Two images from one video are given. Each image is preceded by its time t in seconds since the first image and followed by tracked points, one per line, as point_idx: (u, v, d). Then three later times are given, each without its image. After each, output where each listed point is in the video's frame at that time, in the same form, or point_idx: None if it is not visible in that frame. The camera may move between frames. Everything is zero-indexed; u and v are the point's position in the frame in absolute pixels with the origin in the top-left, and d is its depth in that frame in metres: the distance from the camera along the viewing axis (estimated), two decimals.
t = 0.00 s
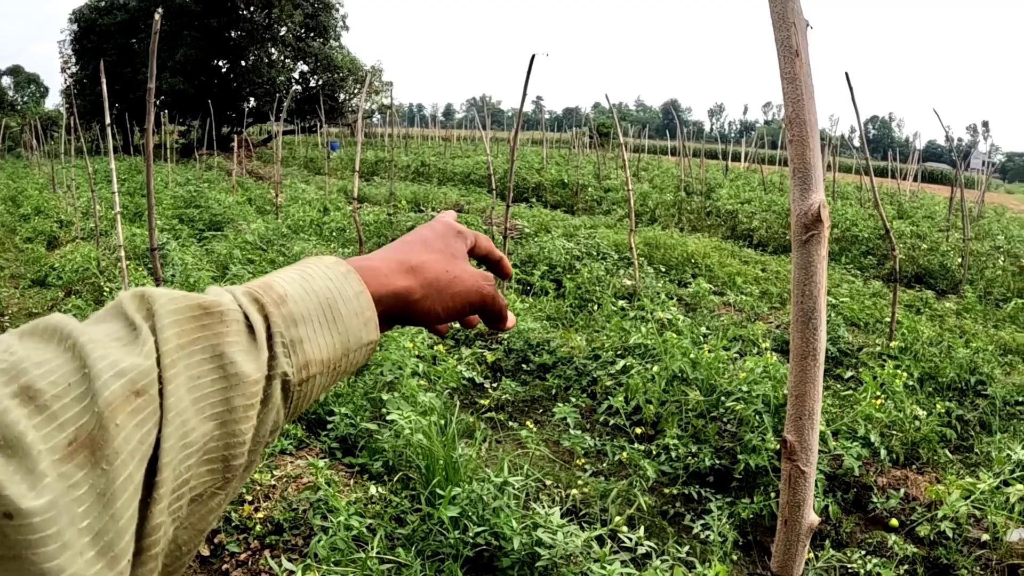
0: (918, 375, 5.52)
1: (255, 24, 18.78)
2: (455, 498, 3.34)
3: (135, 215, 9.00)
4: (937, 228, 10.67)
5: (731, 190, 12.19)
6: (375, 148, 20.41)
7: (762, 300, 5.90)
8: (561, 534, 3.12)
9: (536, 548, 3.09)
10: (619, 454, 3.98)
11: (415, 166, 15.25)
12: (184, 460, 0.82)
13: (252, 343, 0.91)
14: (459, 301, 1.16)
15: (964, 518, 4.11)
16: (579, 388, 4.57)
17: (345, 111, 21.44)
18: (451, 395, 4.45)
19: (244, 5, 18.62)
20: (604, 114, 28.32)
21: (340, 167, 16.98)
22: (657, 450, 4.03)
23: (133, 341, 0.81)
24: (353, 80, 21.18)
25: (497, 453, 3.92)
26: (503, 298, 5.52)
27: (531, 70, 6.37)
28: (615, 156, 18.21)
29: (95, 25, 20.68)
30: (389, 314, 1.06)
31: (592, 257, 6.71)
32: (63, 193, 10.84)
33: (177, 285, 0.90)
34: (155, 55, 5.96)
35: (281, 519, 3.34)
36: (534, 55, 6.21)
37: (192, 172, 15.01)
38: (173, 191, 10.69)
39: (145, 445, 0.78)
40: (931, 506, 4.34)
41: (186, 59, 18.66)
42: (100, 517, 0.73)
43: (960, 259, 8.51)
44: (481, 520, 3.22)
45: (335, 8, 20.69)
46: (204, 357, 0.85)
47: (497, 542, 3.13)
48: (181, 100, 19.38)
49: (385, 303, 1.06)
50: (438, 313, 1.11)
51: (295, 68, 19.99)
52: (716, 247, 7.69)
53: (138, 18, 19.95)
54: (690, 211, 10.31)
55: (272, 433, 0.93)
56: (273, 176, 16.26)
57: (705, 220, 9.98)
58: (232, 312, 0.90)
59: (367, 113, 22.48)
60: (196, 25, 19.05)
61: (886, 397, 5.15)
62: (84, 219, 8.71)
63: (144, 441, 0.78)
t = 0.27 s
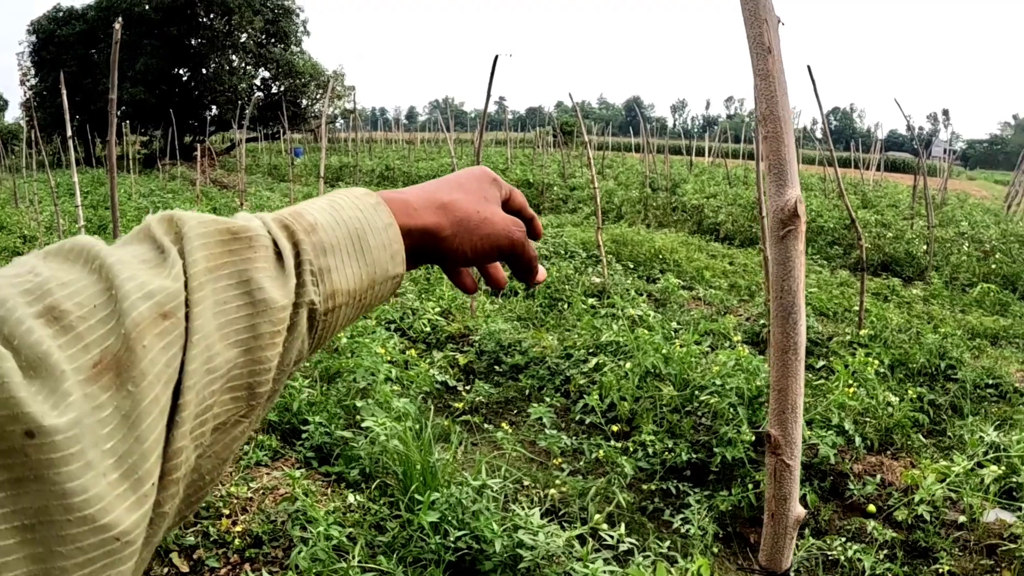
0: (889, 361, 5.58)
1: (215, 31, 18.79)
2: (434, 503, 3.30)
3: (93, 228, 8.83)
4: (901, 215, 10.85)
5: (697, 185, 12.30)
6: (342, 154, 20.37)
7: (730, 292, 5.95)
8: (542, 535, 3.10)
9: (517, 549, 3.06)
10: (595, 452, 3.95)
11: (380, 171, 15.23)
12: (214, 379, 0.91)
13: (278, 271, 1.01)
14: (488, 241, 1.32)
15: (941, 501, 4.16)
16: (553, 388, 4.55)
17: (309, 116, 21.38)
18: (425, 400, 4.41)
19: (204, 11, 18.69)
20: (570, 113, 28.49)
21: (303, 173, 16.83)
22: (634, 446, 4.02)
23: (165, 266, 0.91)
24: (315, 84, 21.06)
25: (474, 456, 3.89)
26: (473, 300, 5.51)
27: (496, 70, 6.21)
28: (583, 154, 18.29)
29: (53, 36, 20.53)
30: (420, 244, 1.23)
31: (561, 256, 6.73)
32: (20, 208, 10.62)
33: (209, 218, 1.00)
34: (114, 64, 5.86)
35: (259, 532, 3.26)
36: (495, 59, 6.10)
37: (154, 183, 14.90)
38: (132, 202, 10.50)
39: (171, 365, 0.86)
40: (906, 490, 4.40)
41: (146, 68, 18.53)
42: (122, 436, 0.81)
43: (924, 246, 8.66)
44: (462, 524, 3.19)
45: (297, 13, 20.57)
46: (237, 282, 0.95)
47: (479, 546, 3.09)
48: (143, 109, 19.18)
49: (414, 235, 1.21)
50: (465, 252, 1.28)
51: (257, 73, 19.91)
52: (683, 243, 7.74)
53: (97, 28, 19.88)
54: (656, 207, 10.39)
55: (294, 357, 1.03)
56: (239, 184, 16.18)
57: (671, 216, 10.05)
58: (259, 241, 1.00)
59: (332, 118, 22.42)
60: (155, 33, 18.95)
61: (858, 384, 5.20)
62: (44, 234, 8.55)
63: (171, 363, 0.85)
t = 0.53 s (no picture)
0: (866, 351, 5.59)
1: (182, 38, 18.63)
2: (421, 507, 3.25)
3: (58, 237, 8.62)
4: (872, 207, 10.97)
5: (669, 182, 12.35)
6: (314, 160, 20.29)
7: (706, 288, 5.95)
8: (531, 535, 3.10)
9: (506, 551, 3.05)
10: (578, 450, 3.92)
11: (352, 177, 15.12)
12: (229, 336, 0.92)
13: (290, 228, 1.03)
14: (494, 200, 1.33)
15: (923, 487, 4.17)
16: (533, 389, 4.48)
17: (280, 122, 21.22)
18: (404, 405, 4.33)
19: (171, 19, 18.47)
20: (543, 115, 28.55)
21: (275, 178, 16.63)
22: (616, 444, 3.98)
23: (177, 224, 0.93)
24: (284, 91, 20.77)
25: (457, 459, 3.81)
26: (449, 303, 5.44)
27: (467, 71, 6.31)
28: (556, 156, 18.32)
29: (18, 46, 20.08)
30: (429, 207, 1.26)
31: (536, 256, 6.72)
32: None
33: (222, 176, 1.02)
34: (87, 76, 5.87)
35: (246, 543, 3.19)
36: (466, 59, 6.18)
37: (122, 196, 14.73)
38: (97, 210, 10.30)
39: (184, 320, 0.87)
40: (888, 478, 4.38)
41: (113, 77, 18.43)
42: (134, 394, 0.81)
43: (896, 237, 8.76)
44: (450, 527, 3.16)
45: (264, 17, 20.21)
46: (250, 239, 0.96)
47: (467, 549, 3.07)
48: (109, 118, 19.09)
49: (421, 196, 1.24)
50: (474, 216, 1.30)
51: (225, 81, 19.66)
52: (657, 239, 7.76)
53: (61, 37, 19.62)
54: (629, 205, 10.43)
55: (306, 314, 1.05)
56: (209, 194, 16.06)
57: (645, 213, 10.08)
58: (272, 200, 1.02)
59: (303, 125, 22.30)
60: (121, 41, 18.79)
61: (836, 374, 5.22)
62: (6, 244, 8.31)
63: (183, 320, 0.87)
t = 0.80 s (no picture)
0: (854, 344, 5.62)
1: (163, 44, 18.60)
2: (416, 510, 3.32)
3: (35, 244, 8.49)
4: (855, 202, 11.04)
5: (652, 180, 12.38)
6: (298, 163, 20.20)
7: (693, 285, 5.95)
8: (528, 535, 3.20)
9: (504, 551, 3.14)
10: (571, 450, 3.90)
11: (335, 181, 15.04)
12: (275, 292, 0.94)
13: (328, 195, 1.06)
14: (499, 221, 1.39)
15: (915, 477, 4.17)
16: (523, 389, 4.44)
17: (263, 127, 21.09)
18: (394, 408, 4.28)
19: (151, 24, 18.50)
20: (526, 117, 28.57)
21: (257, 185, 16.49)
22: (610, 442, 3.96)
23: (234, 173, 0.96)
24: (264, 95, 20.44)
25: (450, 462, 3.77)
26: (437, 305, 5.39)
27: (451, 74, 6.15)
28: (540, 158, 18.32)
29: None
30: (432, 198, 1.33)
31: (522, 257, 6.71)
32: None
33: (270, 135, 1.05)
34: (69, 82, 5.82)
35: (241, 550, 3.23)
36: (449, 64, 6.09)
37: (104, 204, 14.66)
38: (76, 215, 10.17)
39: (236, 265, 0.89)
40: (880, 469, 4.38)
41: (94, 84, 18.62)
42: (187, 322, 0.82)
43: (880, 231, 8.82)
44: (447, 529, 3.24)
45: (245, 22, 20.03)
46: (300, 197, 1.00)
47: (464, 550, 3.16)
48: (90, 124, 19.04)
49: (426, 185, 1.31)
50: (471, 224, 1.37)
51: (206, 86, 19.45)
52: (642, 237, 7.77)
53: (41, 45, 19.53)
54: (612, 204, 10.44)
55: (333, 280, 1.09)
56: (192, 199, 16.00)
57: (629, 212, 10.08)
58: (319, 162, 1.06)
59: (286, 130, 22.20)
60: (102, 48, 18.78)
61: (826, 367, 5.23)
62: None
63: (235, 264, 0.88)
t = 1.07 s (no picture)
0: (850, 340, 5.63)
1: (155, 47, 18.54)
2: (417, 511, 3.32)
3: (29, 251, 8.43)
4: (849, 198, 11.07)
5: (647, 179, 12.40)
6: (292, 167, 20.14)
7: (688, 282, 5.95)
8: (529, 534, 3.19)
9: (505, 551, 3.14)
10: (571, 448, 3.89)
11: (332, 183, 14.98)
12: (249, 279, 0.94)
13: (305, 181, 1.05)
14: (486, 207, 1.34)
15: (913, 472, 4.18)
16: (521, 388, 4.43)
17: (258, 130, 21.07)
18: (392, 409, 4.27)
19: (143, 28, 18.48)
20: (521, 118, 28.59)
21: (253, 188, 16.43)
22: (609, 440, 3.96)
23: (207, 161, 0.96)
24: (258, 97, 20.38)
25: (449, 462, 3.75)
26: (433, 305, 5.39)
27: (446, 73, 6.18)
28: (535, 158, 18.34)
29: None
30: (414, 180, 1.28)
31: (517, 257, 6.71)
32: None
33: (247, 121, 1.05)
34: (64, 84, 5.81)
35: (242, 553, 3.22)
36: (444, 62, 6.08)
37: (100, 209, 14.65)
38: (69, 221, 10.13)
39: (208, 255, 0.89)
40: (878, 464, 4.40)
41: (86, 87, 18.62)
42: (158, 315, 0.82)
43: (874, 227, 8.84)
44: (448, 529, 3.24)
45: (238, 25, 19.98)
46: (275, 184, 0.99)
47: (466, 550, 3.16)
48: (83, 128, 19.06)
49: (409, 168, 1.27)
50: (456, 210, 1.32)
51: (199, 89, 19.34)
52: (637, 236, 7.77)
53: (33, 49, 19.50)
54: (607, 203, 10.45)
55: (311, 268, 1.08)
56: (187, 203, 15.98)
57: (625, 211, 10.09)
58: (296, 148, 1.06)
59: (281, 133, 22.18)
60: (95, 51, 18.80)
61: (823, 363, 5.24)
62: None
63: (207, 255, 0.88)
